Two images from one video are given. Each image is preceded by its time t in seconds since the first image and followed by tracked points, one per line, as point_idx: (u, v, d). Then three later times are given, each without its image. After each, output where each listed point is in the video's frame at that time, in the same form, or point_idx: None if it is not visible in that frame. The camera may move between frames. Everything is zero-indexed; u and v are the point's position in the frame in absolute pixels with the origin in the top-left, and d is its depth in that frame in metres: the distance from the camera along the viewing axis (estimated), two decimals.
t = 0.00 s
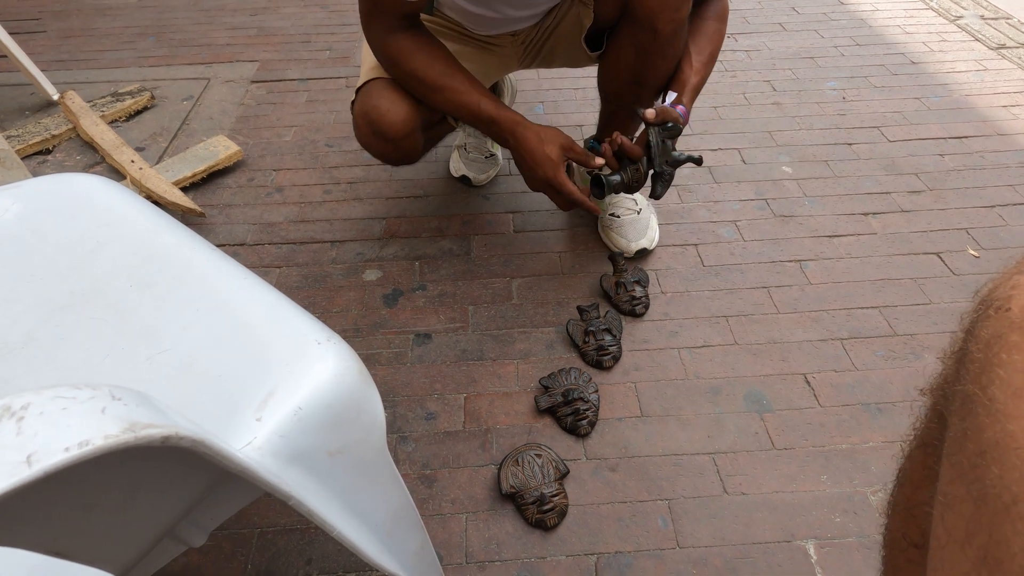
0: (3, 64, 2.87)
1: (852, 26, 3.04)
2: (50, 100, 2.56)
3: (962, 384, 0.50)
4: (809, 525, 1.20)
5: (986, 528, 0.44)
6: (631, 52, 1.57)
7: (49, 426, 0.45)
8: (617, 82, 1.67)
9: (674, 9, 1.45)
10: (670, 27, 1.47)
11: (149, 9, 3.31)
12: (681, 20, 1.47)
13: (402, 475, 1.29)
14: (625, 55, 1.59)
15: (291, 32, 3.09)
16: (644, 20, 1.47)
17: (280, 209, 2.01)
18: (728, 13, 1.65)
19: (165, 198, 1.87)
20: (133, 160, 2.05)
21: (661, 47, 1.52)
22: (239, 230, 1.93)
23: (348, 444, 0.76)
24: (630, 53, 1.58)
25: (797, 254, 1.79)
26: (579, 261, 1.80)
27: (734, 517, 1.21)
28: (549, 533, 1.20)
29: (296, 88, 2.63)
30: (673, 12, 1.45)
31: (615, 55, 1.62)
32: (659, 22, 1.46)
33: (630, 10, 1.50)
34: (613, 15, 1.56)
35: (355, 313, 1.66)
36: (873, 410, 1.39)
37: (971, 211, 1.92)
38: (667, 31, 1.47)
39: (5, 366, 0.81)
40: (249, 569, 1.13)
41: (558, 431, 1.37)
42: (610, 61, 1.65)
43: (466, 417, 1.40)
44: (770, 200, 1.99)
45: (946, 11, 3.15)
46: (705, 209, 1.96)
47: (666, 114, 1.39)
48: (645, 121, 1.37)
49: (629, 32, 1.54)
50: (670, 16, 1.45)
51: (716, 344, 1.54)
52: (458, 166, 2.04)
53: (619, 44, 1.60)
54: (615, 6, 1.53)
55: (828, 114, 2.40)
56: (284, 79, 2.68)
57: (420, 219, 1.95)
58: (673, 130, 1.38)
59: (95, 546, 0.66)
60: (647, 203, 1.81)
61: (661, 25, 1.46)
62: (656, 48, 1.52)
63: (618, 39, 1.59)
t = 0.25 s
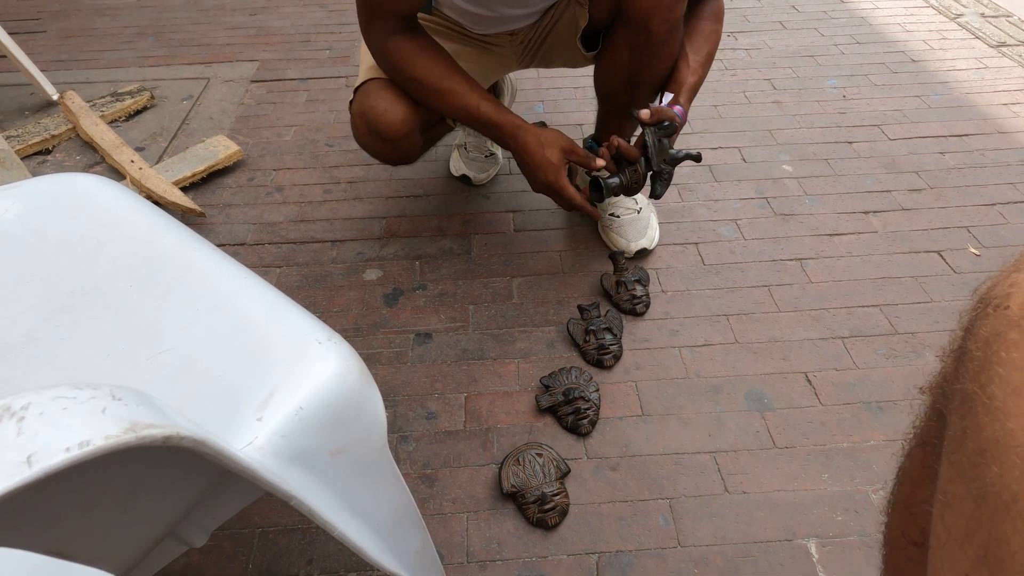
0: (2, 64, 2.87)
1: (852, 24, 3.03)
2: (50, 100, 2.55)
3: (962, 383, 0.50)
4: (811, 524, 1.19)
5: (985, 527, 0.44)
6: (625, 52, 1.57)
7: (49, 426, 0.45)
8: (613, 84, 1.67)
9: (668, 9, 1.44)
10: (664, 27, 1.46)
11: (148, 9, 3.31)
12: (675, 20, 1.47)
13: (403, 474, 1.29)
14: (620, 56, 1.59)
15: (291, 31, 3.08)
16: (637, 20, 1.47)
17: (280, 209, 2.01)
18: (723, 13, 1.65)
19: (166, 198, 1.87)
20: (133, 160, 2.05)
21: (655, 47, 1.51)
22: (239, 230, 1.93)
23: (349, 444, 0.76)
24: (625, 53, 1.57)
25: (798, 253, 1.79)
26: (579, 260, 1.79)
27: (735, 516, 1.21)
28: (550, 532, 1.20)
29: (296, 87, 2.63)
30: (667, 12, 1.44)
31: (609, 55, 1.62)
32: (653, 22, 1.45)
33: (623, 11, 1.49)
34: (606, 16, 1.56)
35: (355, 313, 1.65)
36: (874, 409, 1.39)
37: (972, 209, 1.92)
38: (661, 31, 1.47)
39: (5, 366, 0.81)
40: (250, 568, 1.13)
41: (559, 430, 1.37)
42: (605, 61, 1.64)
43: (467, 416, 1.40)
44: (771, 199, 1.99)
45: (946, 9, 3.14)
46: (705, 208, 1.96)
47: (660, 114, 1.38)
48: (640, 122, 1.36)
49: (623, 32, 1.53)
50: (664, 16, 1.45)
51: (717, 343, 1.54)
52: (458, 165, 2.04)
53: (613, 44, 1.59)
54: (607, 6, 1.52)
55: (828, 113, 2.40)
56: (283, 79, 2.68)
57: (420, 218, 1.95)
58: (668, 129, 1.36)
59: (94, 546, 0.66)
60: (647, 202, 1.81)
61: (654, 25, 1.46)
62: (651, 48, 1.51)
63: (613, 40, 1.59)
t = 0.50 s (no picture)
0: (2, 64, 2.86)
1: (852, 23, 3.03)
2: (50, 100, 2.55)
3: (962, 377, 0.50)
4: (812, 523, 1.19)
5: (986, 524, 0.44)
6: (627, 52, 1.56)
7: (52, 426, 0.45)
8: (615, 84, 1.67)
9: (671, 8, 1.44)
10: (667, 26, 1.46)
11: (148, 9, 3.31)
12: (677, 19, 1.47)
13: (404, 474, 1.29)
14: (621, 56, 1.58)
15: (290, 31, 3.08)
16: (640, 19, 1.46)
17: (280, 209, 2.01)
18: (722, 12, 1.65)
19: (166, 198, 1.87)
20: (133, 160, 2.05)
21: (658, 46, 1.51)
22: (240, 230, 1.93)
23: (350, 444, 0.76)
24: (626, 53, 1.57)
25: (798, 251, 1.79)
26: (580, 259, 1.79)
27: (737, 515, 1.21)
28: (551, 532, 1.19)
29: (296, 87, 2.63)
30: (670, 11, 1.44)
31: (611, 56, 1.62)
32: (655, 22, 1.45)
33: (625, 10, 1.49)
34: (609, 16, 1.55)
35: (356, 313, 1.65)
36: (875, 407, 1.39)
37: (973, 207, 1.92)
38: (664, 30, 1.47)
39: (7, 367, 0.80)
40: (251, 569, 1.12)
41: (560, 430, 1.37)
42: (607, 62, 1.64)
43: (468, 416, 1.40)
44: (771, 198, 1.99)
45: (946, 7, 3.14)
46: (705, 207, 1.96)
47: (673, 116, 1.38)
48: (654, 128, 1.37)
49: (625, 31, 1.53)
50: (667, 15, 1.45)
51: (718, 342, 1.54)
52: (458, 165, 2.04)
53: (615, 44, 1.59)
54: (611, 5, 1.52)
55: (828, 111, 2.40)
56: (283, 79, 2.68)
57: (421, 218, 1.95)
58: (684, 131, 1.35)
59: (95, 546, 0.66)
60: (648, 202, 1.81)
61: (658, 24, 1.46)
62: (653, 47, 1.51)
63: (615, 40, 1.59)
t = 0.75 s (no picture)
0: (2, 65, 2.87)
1: (852, 22, 3.03)
2: (50, 101, 2.55)
3: (943, 371, 0.51)
4: (814, 521, 1.19)
5: (965, 522, 0.44)
6: (635, 48, 1.57)
7: (58, 426, 0.45)
8: (620, 81, 1.67)
9: (679, 4, 1.44)
10: (673, 22, 1.47)
11: (148, 10, 3.31)
12: (685, 15, 1.47)
13: (406, 474, 1.29)
14: (628, 51, 1.59)
15: (290, 31, 3.08)
16: (648, 13, 1.47)
17: (281, 209, 2.01)
18: (723, 14, 1.65)
19: (167, 199, 1.87)
20: (133, 161, 2.05)
21: (664, 42, 1.51)
22: (240, 230, 1.93)
23: (353, 444, 0.76)
24: (633, 48, 1.58)
25: (799, 250, 1.79)
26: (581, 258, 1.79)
27: (739, 513, 1.21)
28: (553, 531, 1.19)
29: (296, 87, 2.63)
30: (678, 6, 1.44)
31: (618, 52, 1.63)
32: (663, 16, 1.46)
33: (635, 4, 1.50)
34: (618, 8, 1.58)
35: (357, 313, 1.65)
36: (877, 406, 1.38)
37: (973, 206, 1.92)
38: (671, 25, 1.47)
39: (10, 368, 0.81)
40: (254, 569, 1.13)
41: (561, 429, 1.37)
42: (613, 57, 1.65)
43: (470, 415, 1.40)
44: (772, 196, 1.99)
45: (946, 5, 3.14)
46: (706, 206, 1.96)
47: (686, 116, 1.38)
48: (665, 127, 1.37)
49: (635, 24, 1.54)
50: (674, 11, 1.45)
51: (719, 341, 1.54)
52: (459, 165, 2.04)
53: (623, 39, 1.60)
54: None
55: (829, 110, 2.39)
56: (283, 79, 2.68)
57: (421, 218, 1.95)
58: (695, 129, 1.35)
59: (98, 546, 0.66)
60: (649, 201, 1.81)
61: (665, 19, 1.46)
62: (659, 43, 1.52)
63: (622, 36, 1.60)
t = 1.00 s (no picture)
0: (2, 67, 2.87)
1: (851, 20, 3.03)
2: (50, 102, 2.55)
3: (936, 370, 0.51)
4: (815, 521, 1.19)
5: (958, 520, 0.44)
6: (638, 46, 1.57)
7: (55, 429, 0.45)
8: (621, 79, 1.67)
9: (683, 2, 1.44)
10: (677, 20, 1.46)
11: (148, 11, 3.31)
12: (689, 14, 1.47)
13: (406, 474, 1.28)
14: (631, 49, 1.59)
15: (290, 32, 3.08)
16: (652, 10, 1.47)
17: (281, 210, 2.00)
18: (725, 12, 1.64)
19: (166, 199, 1.87)
20: (133, 161, 2.05)
21: (667, 40, 1.51)
22: (240, 231, 1.93)
23: (352, 444, 0.76)
24: (636, 46, 1.58)
25: (799, 249, 1.78)
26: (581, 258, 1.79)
27: (739, 513, 1.21)
28: (553, 531, 1.19)
29: (296, 88, 2.63)
30: (682, 4, 1.44)
31: (620, 50, 1.62)
32: (666, 13, 1.46)
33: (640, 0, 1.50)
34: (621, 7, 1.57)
35: (357, 313, 1.65)
36: (877, 405, 1.38)
37: (974, 204, 1.92)
38: (674, 23, 1.47)
39: (9, 370, 0.81)
40: (254, 569, 1.12)
41: (561, 429, 1.37)
42: (615, 54, 1.65)
43: (470, 415, 1.40)
44: (772, 195, 1.99)
45: (946, 4, 3.13)
46: (706, 205, 1.96)
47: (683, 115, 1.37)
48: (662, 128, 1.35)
49: (638, 22, 1.54)
50: (678, 8, 1.45)
51: (719, 341, 1.54)
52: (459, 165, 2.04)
53: (626, 36, 1.60)
54: None
55: (829, 109, 2.39)
56: (283, 79, 2.68)
57: (421, 218, 1.95)
58: (692, 130, 1.34)
59: (97, 547, 0.66)
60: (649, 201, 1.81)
61: (669, 16, 1.46)
62: (662, 41, 1.52)
63: (625, 34, 1.60)
